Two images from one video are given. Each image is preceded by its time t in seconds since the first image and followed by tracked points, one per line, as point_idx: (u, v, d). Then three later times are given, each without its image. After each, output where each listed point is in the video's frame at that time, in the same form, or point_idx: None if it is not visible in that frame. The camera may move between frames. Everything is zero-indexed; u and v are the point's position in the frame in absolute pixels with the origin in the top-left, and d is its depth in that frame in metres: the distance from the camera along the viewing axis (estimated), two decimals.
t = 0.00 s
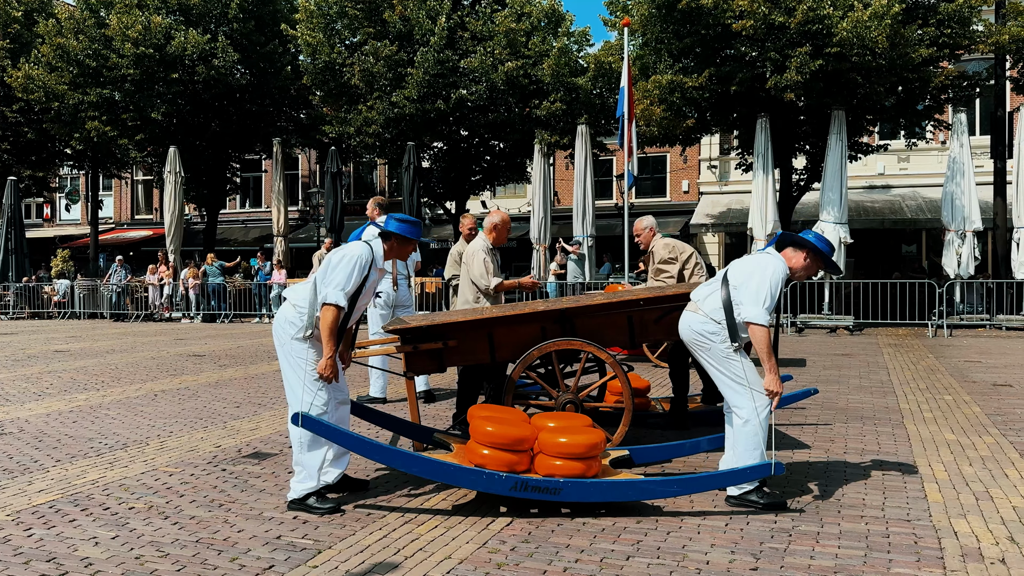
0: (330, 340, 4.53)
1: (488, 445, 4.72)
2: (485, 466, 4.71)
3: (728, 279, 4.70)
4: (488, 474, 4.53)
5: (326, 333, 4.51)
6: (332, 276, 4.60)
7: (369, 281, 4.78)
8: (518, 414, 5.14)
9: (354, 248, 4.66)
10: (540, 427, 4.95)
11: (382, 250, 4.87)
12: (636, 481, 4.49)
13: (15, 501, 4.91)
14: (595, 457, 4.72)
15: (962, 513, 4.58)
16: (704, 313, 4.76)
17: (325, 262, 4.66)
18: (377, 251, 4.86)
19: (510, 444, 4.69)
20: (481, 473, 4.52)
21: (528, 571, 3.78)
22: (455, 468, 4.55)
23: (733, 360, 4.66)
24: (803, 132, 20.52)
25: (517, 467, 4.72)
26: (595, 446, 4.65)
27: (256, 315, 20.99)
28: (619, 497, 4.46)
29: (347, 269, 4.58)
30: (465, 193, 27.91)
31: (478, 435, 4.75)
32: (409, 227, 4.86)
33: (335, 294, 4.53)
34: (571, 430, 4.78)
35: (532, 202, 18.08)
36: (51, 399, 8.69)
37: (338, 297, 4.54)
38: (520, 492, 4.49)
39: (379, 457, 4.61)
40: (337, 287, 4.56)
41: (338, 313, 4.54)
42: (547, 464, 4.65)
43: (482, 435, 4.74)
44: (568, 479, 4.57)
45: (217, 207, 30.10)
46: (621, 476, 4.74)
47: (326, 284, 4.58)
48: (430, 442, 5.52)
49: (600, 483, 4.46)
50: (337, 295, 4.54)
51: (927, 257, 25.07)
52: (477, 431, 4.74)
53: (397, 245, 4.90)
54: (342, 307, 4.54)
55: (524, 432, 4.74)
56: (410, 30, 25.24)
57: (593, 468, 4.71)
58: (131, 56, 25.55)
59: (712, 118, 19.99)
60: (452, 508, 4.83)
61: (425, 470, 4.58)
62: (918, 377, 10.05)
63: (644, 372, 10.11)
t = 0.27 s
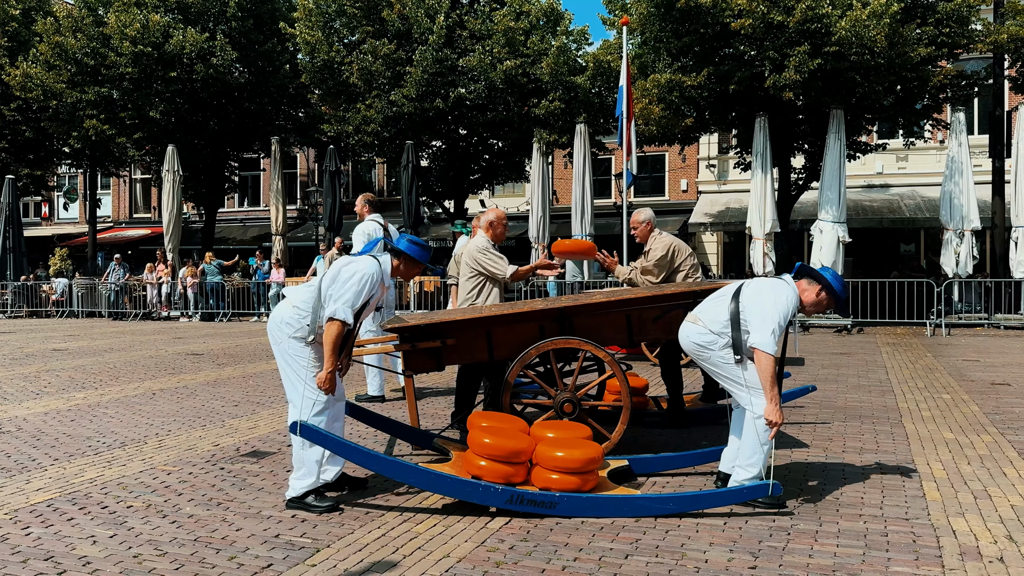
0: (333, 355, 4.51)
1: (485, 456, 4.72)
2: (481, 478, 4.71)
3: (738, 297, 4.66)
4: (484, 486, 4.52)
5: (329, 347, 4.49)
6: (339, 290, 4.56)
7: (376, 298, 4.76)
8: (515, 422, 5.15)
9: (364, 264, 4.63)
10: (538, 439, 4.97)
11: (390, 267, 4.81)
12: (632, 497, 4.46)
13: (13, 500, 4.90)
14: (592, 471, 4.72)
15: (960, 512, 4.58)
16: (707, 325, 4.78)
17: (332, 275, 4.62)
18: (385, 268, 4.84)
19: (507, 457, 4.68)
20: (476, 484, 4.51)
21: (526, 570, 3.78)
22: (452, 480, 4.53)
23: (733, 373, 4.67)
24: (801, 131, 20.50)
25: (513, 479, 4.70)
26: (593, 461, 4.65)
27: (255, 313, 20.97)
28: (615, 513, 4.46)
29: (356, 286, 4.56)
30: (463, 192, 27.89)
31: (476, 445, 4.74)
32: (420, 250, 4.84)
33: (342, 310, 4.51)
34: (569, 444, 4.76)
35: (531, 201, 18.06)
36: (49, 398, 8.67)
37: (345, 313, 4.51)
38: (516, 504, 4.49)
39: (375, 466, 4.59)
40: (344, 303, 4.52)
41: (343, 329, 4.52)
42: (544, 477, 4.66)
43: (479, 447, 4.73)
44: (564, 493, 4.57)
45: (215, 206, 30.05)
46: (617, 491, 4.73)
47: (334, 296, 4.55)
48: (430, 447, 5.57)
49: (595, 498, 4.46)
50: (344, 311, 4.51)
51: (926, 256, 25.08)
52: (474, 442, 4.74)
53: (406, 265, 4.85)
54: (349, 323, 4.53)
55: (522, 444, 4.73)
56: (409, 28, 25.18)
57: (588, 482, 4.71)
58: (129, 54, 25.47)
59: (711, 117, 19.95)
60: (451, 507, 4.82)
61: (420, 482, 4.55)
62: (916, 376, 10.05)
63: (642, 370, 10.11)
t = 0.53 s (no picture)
0: (333, 381, 4.52)
1: (482, 461, 4.72)
2: (479, 482, 4.72)
3: (741, 293, 4.67)
4: (482, 491, 4.52)
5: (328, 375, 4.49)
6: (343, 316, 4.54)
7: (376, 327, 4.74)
8: (510, 424, 5.14)
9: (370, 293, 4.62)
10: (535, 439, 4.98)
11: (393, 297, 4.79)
12: (630, 492, 4.48)
13: (13, 497, 4.89)
14: (589, 468, 4.73)
15: (960, 510, 4.58)
16: (706, 320, 4.78)
17: (337, 300, 4.59)
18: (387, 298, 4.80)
19: (503, 460, 4.68)
20: (473, 490, 4.51)
21: (526, 568, 3.78)
22: (449, 487, 4.53)
23: (731, 367, 4.68)
24: (800, 129, 20.49)
25: (511, 482, 4.71)
26: (590, 457, 4.67)
27: (254, 311, 20.98)
28: (614, 508, 4.49)
29: (359, 315, 4.53)
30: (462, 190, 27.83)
31: (472, 451, 4.74)
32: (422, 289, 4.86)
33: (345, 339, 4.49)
34: (564, 443, 4.76)
35: (530, 198, 18.05)
36: (48, 395, 8.67)
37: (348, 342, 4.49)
38: (515, 508, 4.50)
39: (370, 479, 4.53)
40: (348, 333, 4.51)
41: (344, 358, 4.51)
42: (542, 477, 4.66)
43: (475, 452, 4.73)
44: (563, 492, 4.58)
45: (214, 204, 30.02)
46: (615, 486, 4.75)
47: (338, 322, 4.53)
48: (427, 454, 5.53)
49: (592, 495, 4.48)
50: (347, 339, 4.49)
51: (926, 254, 25.09)
52: (470, 448, 4.74)
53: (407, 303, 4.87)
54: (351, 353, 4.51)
55: (517, 446, 4.73)
56: (408, 25, 25.15)
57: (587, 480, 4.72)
58: (128, 51, 25.40)
59: (711, 115, 19.93)
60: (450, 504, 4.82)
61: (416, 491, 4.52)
62: (916, 374, 10.06)
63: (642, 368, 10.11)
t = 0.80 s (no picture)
0: (317, 419, 4.49)
1: (480, 463, 4.70)
2: (478, 484, 4.70)
3: (740, 285, 4.66)
4: (481, 493, 4.51)
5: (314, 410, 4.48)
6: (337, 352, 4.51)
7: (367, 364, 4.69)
8: (508, 423, 5.12)
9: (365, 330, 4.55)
10: (534, 437, 4.97)
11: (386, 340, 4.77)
12: (628, 486, 4.48)
13: (13, 494, 4.89)
14: (587, 464, 4.73)
15: (966, 512, 4.57)
16: (707, 314, 4.76)
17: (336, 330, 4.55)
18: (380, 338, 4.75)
19: (501, 461, 4.66)
20: (471, 493, 4.50)
21: (526, 565, 3.77)
22: (447, 491, 4.51)
23: (732, 363, 4.66)
24: (803, 125, 20.46)
25: (510, 482, 4.70)
26: (587, 453, 4.68)
27: (254, 308, 20.99)
28: (613, 502, 4.48)
29: (349, 354, 4.49)
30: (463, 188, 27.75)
31: (469, 454, 4.71)
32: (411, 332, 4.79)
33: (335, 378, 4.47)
34: (562, 440, 4.76)
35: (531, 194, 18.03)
36: (48, 392, 8.67)
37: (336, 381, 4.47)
38: (515, 507, 4.50)
39: (369, 489, 4.52)
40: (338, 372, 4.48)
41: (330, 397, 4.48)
42: (541, 476, 4.65)
43: (472, 454, 4.70)
44: (562, 489, 4.58)
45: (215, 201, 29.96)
46: (614, 480, 4.75)
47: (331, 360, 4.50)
48: (425, 456, 5.52)
49: (590, 491, 4.48)
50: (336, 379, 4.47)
51: (929, 252, 25.07)
52: (467, 450, 4.71)
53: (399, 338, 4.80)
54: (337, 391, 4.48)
55: (514, 445, 4.71)
56: (408, 22, 25.13)
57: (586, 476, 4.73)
58: (128, 48, 25.36)
59: (711, 111, 19.88)
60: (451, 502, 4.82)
61: (415, 498, 4.52)
62: (919, 373, 10.05)
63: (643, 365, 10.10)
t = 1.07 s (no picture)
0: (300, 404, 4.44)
1: (481, 461, 4.73)
2: (478, 483, 4.71)
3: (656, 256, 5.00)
4: (480, 491, 4.54)
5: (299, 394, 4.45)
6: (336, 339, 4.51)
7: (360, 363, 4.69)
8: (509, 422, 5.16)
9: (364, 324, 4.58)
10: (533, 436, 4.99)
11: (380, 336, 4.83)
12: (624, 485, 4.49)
13: (14, 490, 4.89)
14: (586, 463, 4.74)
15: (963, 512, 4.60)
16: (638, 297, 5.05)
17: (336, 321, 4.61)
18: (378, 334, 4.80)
19: (501, 459, 4.70)
20: (470, 491, 4.52)
21: (526, 562, 3.78)
22: (446, 489, 4.55)
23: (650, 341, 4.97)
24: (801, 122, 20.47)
25: (509, 480, 4.71)
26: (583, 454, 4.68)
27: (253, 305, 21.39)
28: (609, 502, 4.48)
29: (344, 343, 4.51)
30: (462, 185, 27.66)
31: (469, 451, 4.75)
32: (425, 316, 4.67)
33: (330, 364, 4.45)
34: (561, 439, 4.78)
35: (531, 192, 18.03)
36: (47, 389, 8.67)
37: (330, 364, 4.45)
38: (515, 505, 4.52)
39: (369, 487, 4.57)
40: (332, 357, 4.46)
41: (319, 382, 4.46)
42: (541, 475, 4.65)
43: (473, 452, 4.74)
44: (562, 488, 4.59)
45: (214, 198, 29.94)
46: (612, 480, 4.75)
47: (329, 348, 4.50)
48: (427, 456, 5.54)
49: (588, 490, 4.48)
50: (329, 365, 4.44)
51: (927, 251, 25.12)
52: (468, 448, 4.76)
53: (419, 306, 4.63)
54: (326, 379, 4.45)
55: (514, 444, 4.74)
56: (409, 20, 25.23)
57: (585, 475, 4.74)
58: (128, 45, 25.43)
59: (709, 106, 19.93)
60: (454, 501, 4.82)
61: (415, 495, 4.56)
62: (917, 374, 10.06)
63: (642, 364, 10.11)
